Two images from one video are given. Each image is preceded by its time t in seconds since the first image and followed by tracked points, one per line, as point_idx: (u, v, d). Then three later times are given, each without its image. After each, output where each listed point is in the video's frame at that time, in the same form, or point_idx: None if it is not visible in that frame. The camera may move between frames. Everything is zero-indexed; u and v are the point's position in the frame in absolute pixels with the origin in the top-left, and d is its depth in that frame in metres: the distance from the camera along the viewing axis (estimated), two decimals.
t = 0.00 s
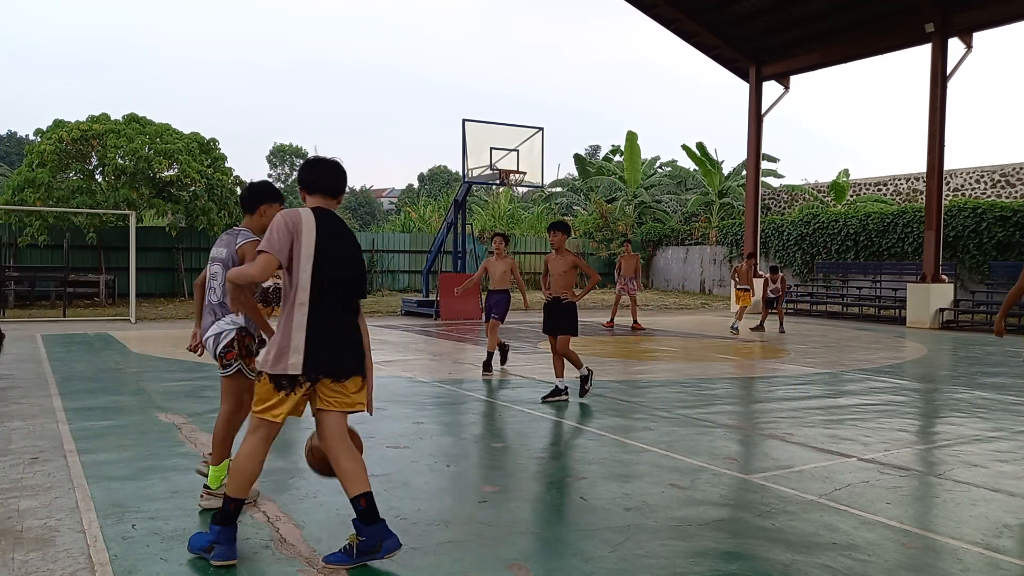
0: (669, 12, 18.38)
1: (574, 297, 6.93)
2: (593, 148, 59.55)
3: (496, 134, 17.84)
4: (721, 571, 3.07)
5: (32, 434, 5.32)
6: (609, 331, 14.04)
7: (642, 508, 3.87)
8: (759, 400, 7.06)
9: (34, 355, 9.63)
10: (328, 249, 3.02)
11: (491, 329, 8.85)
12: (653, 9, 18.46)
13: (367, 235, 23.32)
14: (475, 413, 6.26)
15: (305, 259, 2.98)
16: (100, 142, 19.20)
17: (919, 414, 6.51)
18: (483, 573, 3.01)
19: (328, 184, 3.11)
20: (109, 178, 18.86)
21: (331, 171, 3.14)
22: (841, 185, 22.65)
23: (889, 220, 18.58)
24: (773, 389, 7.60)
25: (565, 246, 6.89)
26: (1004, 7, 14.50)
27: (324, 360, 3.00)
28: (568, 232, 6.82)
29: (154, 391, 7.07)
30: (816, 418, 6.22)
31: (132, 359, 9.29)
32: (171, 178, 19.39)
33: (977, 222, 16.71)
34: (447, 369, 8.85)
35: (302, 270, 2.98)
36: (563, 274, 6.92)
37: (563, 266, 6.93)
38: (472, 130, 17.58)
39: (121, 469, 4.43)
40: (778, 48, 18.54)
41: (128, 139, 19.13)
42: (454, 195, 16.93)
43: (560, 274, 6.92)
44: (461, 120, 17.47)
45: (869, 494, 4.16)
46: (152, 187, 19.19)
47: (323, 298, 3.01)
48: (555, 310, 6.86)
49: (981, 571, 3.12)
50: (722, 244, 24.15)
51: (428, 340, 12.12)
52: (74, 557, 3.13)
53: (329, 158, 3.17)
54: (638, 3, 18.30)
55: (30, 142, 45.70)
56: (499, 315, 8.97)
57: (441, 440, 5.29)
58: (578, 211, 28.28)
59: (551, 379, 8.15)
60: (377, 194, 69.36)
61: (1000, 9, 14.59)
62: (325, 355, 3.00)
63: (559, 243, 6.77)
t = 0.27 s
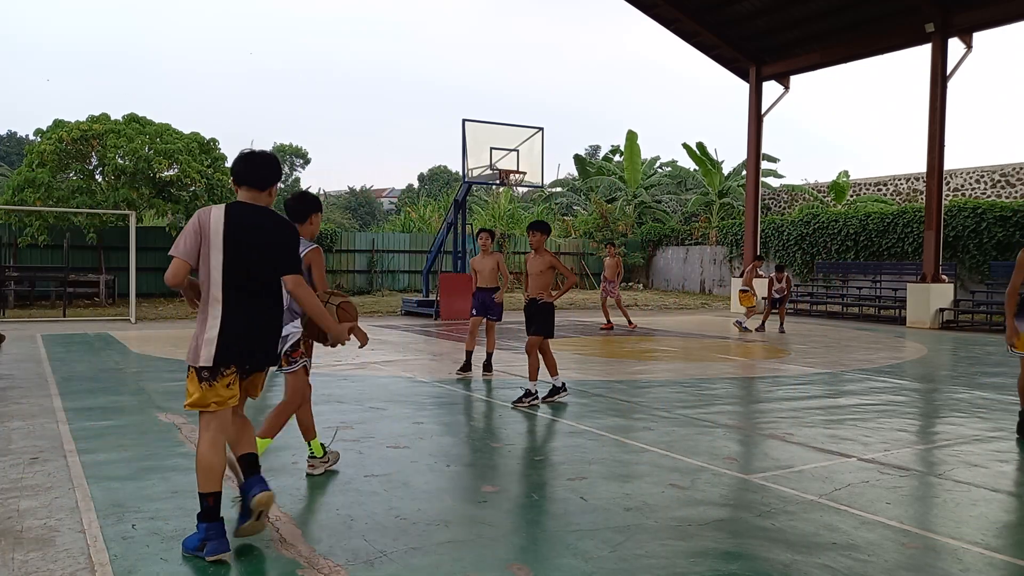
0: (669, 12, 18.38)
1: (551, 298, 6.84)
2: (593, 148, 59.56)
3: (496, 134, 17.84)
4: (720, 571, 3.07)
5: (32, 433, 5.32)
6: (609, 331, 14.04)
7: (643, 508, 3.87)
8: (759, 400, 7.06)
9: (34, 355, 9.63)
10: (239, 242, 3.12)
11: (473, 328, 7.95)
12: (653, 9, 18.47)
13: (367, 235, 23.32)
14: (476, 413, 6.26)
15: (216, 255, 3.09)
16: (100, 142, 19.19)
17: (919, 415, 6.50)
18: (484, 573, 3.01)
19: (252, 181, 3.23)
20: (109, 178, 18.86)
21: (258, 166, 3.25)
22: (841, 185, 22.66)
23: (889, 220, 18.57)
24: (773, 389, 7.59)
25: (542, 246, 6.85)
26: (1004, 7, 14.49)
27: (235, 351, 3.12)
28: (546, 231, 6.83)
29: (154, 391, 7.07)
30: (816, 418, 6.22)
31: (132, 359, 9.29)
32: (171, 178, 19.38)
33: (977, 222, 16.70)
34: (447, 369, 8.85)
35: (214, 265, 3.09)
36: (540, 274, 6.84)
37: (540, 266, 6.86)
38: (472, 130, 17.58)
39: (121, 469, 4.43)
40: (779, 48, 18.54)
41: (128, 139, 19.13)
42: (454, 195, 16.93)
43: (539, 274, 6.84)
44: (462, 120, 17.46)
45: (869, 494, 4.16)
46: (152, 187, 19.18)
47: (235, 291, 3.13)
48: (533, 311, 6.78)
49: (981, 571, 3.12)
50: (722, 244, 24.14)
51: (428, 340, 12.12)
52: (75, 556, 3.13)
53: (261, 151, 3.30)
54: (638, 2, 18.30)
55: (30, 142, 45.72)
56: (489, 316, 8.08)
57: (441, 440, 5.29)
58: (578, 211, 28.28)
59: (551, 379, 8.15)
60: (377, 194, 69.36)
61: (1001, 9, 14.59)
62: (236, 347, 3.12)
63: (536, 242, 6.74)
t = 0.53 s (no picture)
0: (669, 12, 18.40)
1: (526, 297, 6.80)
2: (593, 148, 59.62)
3: (496, 134, 17.84)
4: (720, 571, 3.07)
5: (32, 434, 5.32)
6: (609, 331, 14.03)
7: (642, 507, 3.87)
8: (759, 400, 7.06)
9: (33, 355, 9.62)
10: (191, 252, 3.19)
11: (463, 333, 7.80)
12: (653, 9, 18.48)
13: (367, 235, 23.32)
14: (476, 413, 6.26)
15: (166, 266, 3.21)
16: (100, 142, 19.18)
17: (919, 414, 6.50)
18: (484, 573, 3.02)
19: (203, 190, 3.28)
20: (109, 178, 18.86)
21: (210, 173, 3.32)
22: (841, 185, 22.66)
23: (889, 220, 18.57)
24: (773, 389, 7.60)
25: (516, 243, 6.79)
26: (1004, 7, 14.49)
27: (189, 357, 3.19)
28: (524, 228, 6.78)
29: (154, 391, 7.07)
30: (816, 418, 6.22)
31: (132, 359, 9.29)
32: (171, 178, 19.37)
33: (977, 222, 16.70)
34: (448, 369, 8.85)
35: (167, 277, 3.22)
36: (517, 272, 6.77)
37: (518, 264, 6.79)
38: (472, 130, 17.58)
39: (121, 469, 4.43)
40: (779, 48, 18.54)
41: (128, 139, 19.13)
42: (454, 195, 16.92)
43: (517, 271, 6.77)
44: (461, 120, 17.46)
45: (869, 494, 4.16)
46: (152, 187, 19.18)
47: (187, 299, 3.20)
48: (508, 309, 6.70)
49: (980, 570, 3.12)
50: (722, 244, 24.13)
51: (428, 341, 12.12)
52: (75, 556, 3.13)
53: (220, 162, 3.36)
54: (638, 2, 18.30)
55: (30, 142, 45.75)
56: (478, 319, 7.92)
57: (441, 440, 5.29)
58: (578, 211, 28.29)
59: (551, 379, 8.15)
60: (377, 194, 69.37)
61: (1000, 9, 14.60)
62: (192, 354, 3.19)
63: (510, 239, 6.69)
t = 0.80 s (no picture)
0: (669, 12, 18.41)
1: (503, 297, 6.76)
2: (593, 148, 59.64)
3: (496, 134, 17.84)
4: (720, 571, 3.07)
5: (32, 434, 5.32)
6: (609, 331, 14.03)
7: (642, 507, 3.87)
8: (759, 400, 7.06)
9: (33, 355, 9.62)
10: (177, 250, 3.61)
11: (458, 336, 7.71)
12: (653, 9, 18.48)
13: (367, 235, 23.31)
14: (476, 413, 6.25)
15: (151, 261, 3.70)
16: (100, 142, 19.18)
17: (919, 414, 6.50)
18: (484, 573, 3.01)
19: (187, 193, 3.72)
20: (109, 178, 18.87)
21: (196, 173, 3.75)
22: (841, 185, 22.66)
23: (889, 220, 18.57)
24: (773, 389, 7.59)
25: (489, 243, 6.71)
26: (1004, 7, 14.49)
27: (163, 343, 3.60)
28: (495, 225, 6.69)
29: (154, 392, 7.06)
30: (816, 418, 6.22)
31: (132, 359, 9.29)
32: (171, 178, 19.37)
33: (977, 222, 16.70)
34: (448, 369, 8.85)
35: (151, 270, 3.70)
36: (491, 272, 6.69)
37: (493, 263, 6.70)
38: (472, 130, 17.57)
39: (121, 469, 4.43)
40: (779, 48, 18.54)
41: (128, 139, 19.13)
42: (454, 195, 16.92)
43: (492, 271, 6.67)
44: (462, 120, 17.46)
45: (869, 495, 4.15)
46: (152, 187, 19.18)
47: (177, 297, 3.63)
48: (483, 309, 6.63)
49: (981, 570, 3.12)
50: (722, 244, 24.12)
51: (428, 341, 12.11)
52: (75, 557, 3.13)
53: (210, 167, 3.76)
54: (638, 2, 18.30)
55: (30, 142, 45.75)
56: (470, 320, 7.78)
57: (441, 440, 5.29)
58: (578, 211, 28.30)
59: (551, 379, 8.15)
60: (377, 194, 69.38)
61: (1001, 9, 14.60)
62: (166, 340, 3.60)
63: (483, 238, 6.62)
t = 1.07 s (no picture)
0: (669, 11, 18.41)
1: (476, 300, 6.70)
2: (593, 149, 59.64)
3: (496, 134, 17.83)
4: (720, 571, 3.07)
5: (32, 433, 5.32)
6: (609, 331, 14.03)
7: (642, 507, 3.87)
8: (759, 400, 7.06)
9: (34, 355, 9.62)
10: (178, 257, 3.71)
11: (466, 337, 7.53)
12: (653, 9, 18.49)
13: (367, 235, 23.32)
14: (476, 413, 6.25)
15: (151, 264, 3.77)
16: (100, 142, 19.18)
17: (919, 415, 6.50)
18: (483, 573, 3.01)
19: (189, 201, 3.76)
20: (109, 178, 18.87)
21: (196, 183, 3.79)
22: (841, 185, 22.66)
23: (889, 220, 18.57)
24: (773, 389, 7.59)
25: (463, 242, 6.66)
26: (1004, 7, 14.49)
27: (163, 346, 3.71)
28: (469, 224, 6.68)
29: (154, 391, 7.07)
30: (815, 418, 6.22)
31: (132, 359, 9.29)
32: (171, 178, 19.37)
33: (977, 222, 16.70)
34: (448, 369, 8.85)
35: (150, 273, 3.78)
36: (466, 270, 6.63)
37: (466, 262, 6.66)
38: (472, 130, 17.57)
39: (121, 469, 4.43)
40: (779, 48, 18.54)
41: (128, 139, 19.13)
42: (454, 195, 16.91)
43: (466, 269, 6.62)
44: (462, 120, 17.46)
45: (869, 494, 4.15)
46: (152, 187, 19.18)
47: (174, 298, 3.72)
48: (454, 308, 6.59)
49: (981, 570, 3.11)
50: (722, 244, 24.12)
51: (427, 341, 12.11)
52: (74, 557, 3.13)
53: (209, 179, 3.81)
54: (638, 2, 18.30)
55: (30, 142, 45.78)
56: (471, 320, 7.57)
57: (441, 440, 5.29)
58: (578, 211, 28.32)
59: (551, 379, 8.14)
60: (377, 194, 69.38)
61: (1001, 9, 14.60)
62: (167, 342, 3.72)
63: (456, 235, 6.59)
